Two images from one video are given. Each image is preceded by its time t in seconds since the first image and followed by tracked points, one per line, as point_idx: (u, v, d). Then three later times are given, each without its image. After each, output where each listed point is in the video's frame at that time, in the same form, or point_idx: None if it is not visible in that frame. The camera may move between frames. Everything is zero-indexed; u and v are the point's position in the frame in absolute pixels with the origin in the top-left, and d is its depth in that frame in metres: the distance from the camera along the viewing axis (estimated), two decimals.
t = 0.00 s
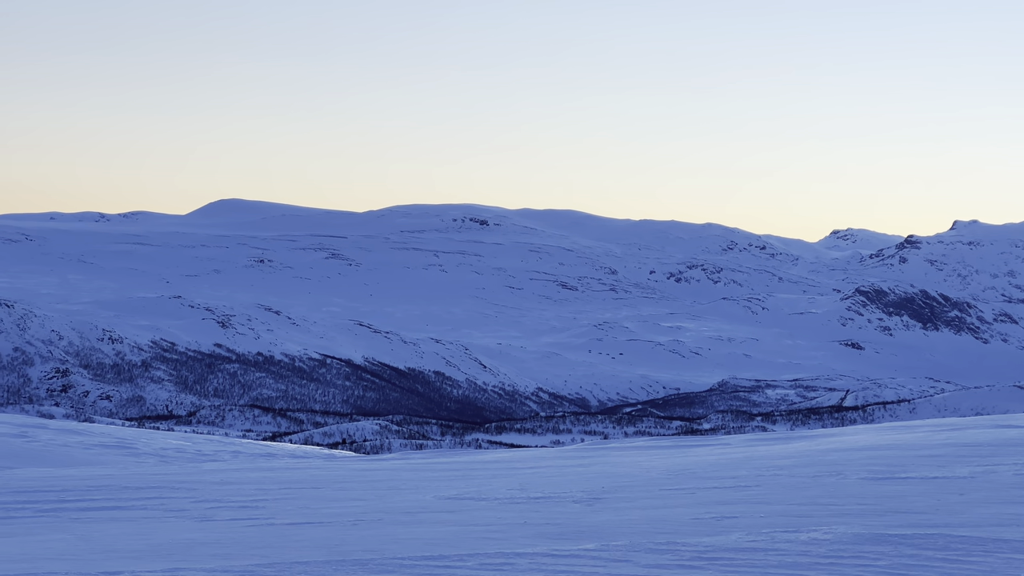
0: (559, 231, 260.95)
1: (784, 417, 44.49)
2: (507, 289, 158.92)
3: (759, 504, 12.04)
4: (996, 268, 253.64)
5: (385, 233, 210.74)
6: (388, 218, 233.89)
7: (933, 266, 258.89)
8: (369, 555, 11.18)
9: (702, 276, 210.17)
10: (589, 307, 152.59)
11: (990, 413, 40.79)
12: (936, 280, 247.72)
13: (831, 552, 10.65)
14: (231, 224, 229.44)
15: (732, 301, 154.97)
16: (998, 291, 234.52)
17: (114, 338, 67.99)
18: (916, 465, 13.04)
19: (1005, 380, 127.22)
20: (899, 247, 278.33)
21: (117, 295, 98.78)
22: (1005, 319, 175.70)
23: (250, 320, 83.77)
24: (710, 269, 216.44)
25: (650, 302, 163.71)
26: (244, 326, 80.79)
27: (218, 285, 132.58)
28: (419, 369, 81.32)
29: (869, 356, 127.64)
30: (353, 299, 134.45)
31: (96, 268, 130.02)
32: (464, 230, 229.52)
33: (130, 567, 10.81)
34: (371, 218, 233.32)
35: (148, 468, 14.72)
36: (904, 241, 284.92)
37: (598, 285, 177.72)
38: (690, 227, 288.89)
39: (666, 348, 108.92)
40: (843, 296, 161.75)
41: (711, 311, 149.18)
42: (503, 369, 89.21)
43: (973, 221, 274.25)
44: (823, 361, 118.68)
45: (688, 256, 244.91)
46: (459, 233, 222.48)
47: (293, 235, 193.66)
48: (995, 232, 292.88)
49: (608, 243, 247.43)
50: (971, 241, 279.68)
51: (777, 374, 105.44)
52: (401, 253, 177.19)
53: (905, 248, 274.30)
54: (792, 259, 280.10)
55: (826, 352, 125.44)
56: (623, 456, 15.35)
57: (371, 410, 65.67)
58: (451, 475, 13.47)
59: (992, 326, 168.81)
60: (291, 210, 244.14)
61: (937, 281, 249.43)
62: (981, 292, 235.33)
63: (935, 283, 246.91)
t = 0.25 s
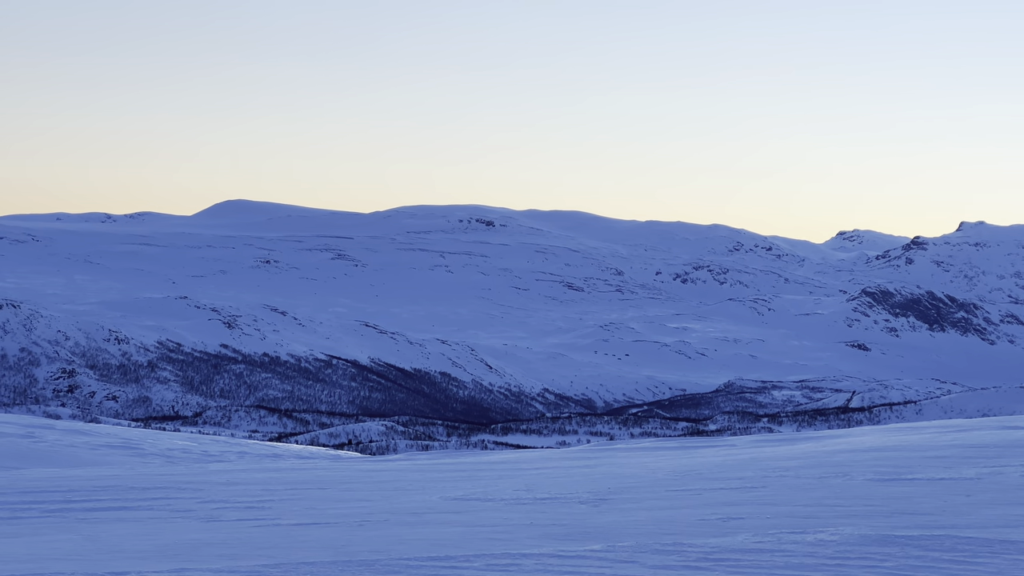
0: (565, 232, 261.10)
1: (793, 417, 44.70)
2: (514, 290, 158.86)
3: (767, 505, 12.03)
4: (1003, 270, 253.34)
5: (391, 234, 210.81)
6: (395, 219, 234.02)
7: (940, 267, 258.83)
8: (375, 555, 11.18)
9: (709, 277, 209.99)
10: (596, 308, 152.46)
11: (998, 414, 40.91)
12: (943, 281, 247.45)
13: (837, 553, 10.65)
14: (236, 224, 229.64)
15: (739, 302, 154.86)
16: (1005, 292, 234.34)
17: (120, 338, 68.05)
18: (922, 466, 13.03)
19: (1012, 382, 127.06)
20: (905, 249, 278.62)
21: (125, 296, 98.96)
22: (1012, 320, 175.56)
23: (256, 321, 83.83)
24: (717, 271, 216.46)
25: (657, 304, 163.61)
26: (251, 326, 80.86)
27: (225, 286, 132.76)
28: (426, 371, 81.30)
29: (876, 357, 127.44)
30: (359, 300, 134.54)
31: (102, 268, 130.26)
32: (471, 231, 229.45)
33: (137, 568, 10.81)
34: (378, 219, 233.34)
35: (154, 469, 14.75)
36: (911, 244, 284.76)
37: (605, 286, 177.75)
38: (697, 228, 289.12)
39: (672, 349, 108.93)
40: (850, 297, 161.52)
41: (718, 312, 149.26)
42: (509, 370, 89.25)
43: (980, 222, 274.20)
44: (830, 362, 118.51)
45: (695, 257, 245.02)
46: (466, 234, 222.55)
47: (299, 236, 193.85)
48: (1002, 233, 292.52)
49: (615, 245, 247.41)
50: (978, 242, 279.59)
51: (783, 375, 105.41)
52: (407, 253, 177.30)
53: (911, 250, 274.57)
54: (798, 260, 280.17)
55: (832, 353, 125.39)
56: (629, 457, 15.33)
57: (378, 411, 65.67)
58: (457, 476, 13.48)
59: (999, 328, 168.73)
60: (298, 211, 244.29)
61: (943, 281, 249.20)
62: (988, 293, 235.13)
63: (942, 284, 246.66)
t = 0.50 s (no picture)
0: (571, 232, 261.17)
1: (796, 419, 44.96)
2: (520, 291, 158.79)
3: (773, 506, 12.03)
4: (1010, 271, 252.86)
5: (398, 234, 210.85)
6: (402, 219, 234.07)
7: (947, 268, 258.67)
8: (382, 556, 11.19)
9: (715, 278, 209.81)
10: (603, 309, 152.35)
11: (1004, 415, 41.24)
12: (949, 282, 247.02)
13: (843, 554, 10.65)
14: (242, 225, 229.90)
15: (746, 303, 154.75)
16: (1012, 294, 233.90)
17: (127, 338, 68.12)
18: (929, 467, 13.03)
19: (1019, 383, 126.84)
20: (912, 250, 278.77)
21: (133, 297, 99.11)
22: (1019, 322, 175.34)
23: (263, 322, 83.92)
24: (724, 272, 216.33)
25: (663, 305, 163.47)
26: (257, 327, 80.91)
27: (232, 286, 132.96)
28: (433, 371, 81.30)
29: (882, 358, 127.27)
30: (365, 301, 134.56)
31: (109, 269, 130.49)
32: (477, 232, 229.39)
33: (143, 569, 10.80)
34: (385, 220, 233.42)
35: (161, 469, 14.77)
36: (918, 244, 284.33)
37: (611, 287, 177.74)
38: (704, 229, 289.26)
39: (679, 350, 108.87)
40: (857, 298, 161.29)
41: (724, 313, 149.29)
42: (516, 371, 89.23)
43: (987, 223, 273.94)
44: (836, 363, 118.36)
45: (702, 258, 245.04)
46: (473, 235, 222.54)
47: (306, 237, 194.02)
48: (1010, 233, 292.08)
49: (621, 245, 247.31)
50: (985, 243, 279.13)
51: (789, 376, 105.30)
52: (413, 254, 177.39)
53: (918, 251, 274.50)
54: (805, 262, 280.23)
55: (839, 354, 125.28)
56: (635, 459, 15.33)
57: (384, 412, 65.67)
58: (463, 477, 13.47)
59: (1006, 329, 168.50)
60: (305, 212, 244.44)
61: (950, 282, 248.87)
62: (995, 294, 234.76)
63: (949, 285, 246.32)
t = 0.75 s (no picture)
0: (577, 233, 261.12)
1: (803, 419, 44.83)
2: (527, 292, 158.72)
3: (780, 508, 12.01)
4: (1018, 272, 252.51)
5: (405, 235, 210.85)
6: (409, 220, 234.11)
7: (955, 269, 258.33)
8: (389, 557, 11.19)
9: (722, 279, 209.71)
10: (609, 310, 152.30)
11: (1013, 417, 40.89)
12: (956, 283, 246.58)
13: (852, 555, 10.64)
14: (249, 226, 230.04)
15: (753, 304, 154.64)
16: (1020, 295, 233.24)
17: (135, 339, 68.19)
18: (937, 469, 13.00)
19: None
20: (919, 251, 278.67)
21: (141, 297, 99.30)
22: None
23: (270, 322, 84.00)
24: (731, 273, 216.15)
25: (669, 306, 163.41)
26: (264, 328, 80.97)
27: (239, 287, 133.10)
28: (439, 372, 81.30)
29: (890, 360, 127.09)
30: (372, 302, 134.65)
31: (116, 270, 130.69)
32: (484, 233, 229.29)
33: (150, 568, 10.81)
34: (392, 220, 233.48)
35: (169, 470, 14.81)
36: (925, 246, 283.87)
37: (618, 288, 177.75)
38: (711, 229, 289.13)
39: (686, 351, 108.73)
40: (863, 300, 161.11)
41: (731, 314, 149.14)
42: (522, 372, 89.18)
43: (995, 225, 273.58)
44: (843, 364, 118.21)
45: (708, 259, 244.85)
46: (480, 236, 222.54)
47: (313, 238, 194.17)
48: (1018, 234, 291.60)
49: (627, 246, 247.26)
50: (993, 245, 279.06)
51: (796, 378, 105.15)
52: (419, 255, 177.42)
53: (926, 252, 274.32)
54: (812, 263, 279.93)
55: (846, 355, 125.14)
56: (640, 459, 15.31)
57: (391, 413, 65.64)
58: (470, 478, 13.46)
59: (1014, 330, 168.26)
60: (312, 212, 244.61)
61: (958, 283, 248.58)
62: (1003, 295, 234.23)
63: (957, 285, 245.99)
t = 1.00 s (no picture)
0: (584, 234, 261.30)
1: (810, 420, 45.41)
2: (534, 293, 158.61)
3: (787, 509, 12.01)
4: None
5: (412, 236, 210.80)
6: (416, 221, 234.11)
7: (962, 270, 258.21)
8: (396, 558, 11.19)
9: (728, 280, 209.68)
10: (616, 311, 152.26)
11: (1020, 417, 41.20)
12: (964, 283, 245.98)
13: (858, 556, 10.65)
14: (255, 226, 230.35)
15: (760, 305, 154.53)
16: None
17: (142, 340, 68.23)
18: (945, 470, 12.98)
19: None
20: (927, 252, 278.66)
21: (148, 297, 99.47)
22: None
23: (276, 323, 84.08)
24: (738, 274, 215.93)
25: (676, 307, 163.32)
26: (271, 328, 81.02)
27: (245, 287, 133.28)
28: (446, 373, 81.27)
29: (897, 361, 126.83)
30: (379, 303, 134.71)
31: (123, 270, 130.92)
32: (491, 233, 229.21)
33: (157, 569, 10.81)
34: (399, 221, 233.50)
35: (176, 470, 14.82)
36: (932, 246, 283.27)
37: (625, 289, 177.75)
38: (718, 230, 289.21)
39: (693, 352, 108.73)
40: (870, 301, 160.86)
41: (739, 315, 149.15)
42: (529, 372, 89.21)
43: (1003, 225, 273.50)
44: (850, 365, 118.02)
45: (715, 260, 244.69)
46: (486, 237, 222.43)
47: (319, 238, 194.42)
48: None
49: (633, 247, 247.35)
50: (1000, 245, 278.78)
51: (804, 379, 105.08)
52: (426, 256, 177.53)
53: (933, 253, 274.41)
54: (819, 264, 279.94)
55: (853, 356, 125.08)
56: (647, 460, 15.30)
57: (398, 413, 65.63)
58: (477, 479, 13.44)
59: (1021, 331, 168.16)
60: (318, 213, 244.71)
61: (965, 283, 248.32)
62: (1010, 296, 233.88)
63: (964, 286, 245.71)
